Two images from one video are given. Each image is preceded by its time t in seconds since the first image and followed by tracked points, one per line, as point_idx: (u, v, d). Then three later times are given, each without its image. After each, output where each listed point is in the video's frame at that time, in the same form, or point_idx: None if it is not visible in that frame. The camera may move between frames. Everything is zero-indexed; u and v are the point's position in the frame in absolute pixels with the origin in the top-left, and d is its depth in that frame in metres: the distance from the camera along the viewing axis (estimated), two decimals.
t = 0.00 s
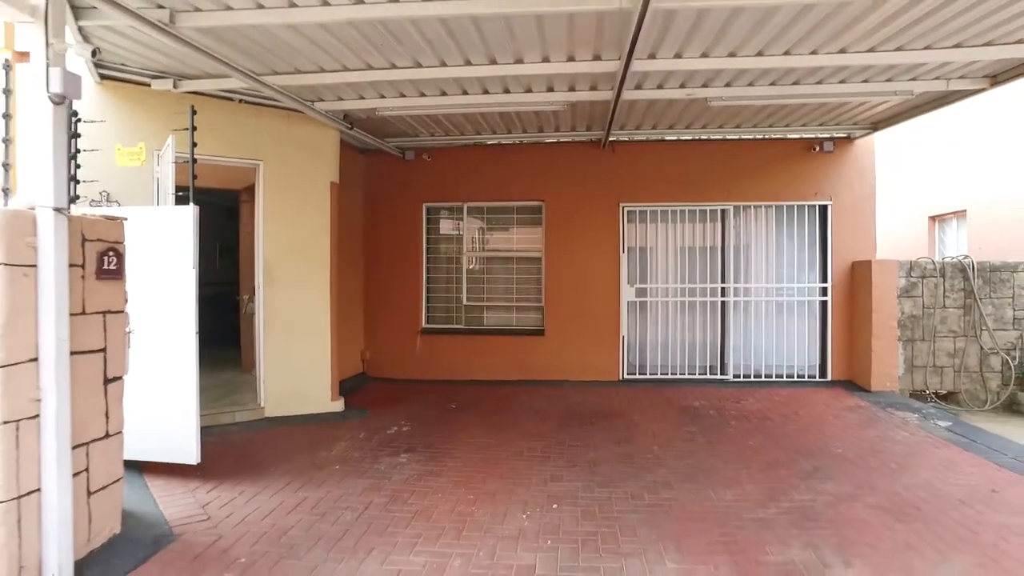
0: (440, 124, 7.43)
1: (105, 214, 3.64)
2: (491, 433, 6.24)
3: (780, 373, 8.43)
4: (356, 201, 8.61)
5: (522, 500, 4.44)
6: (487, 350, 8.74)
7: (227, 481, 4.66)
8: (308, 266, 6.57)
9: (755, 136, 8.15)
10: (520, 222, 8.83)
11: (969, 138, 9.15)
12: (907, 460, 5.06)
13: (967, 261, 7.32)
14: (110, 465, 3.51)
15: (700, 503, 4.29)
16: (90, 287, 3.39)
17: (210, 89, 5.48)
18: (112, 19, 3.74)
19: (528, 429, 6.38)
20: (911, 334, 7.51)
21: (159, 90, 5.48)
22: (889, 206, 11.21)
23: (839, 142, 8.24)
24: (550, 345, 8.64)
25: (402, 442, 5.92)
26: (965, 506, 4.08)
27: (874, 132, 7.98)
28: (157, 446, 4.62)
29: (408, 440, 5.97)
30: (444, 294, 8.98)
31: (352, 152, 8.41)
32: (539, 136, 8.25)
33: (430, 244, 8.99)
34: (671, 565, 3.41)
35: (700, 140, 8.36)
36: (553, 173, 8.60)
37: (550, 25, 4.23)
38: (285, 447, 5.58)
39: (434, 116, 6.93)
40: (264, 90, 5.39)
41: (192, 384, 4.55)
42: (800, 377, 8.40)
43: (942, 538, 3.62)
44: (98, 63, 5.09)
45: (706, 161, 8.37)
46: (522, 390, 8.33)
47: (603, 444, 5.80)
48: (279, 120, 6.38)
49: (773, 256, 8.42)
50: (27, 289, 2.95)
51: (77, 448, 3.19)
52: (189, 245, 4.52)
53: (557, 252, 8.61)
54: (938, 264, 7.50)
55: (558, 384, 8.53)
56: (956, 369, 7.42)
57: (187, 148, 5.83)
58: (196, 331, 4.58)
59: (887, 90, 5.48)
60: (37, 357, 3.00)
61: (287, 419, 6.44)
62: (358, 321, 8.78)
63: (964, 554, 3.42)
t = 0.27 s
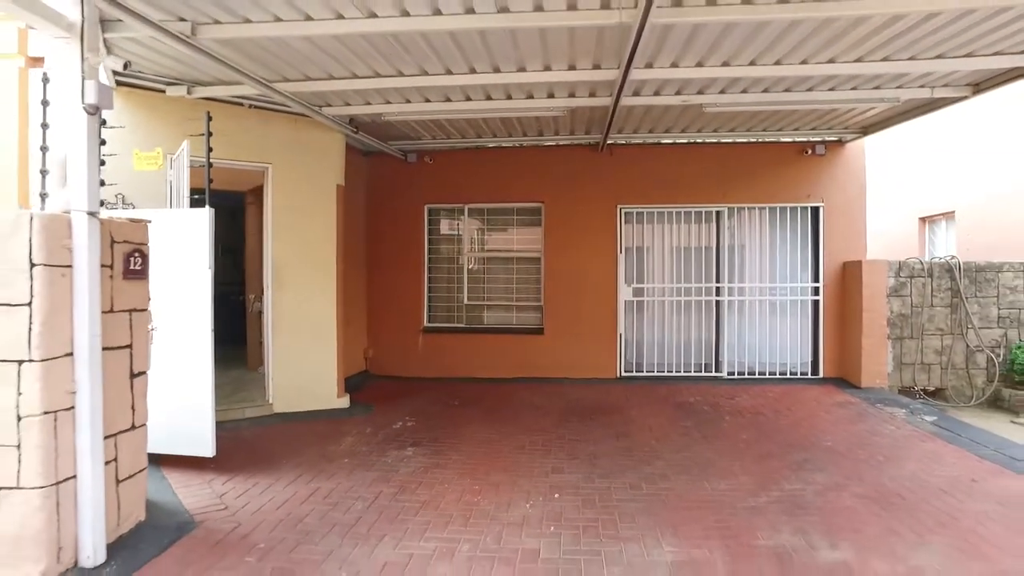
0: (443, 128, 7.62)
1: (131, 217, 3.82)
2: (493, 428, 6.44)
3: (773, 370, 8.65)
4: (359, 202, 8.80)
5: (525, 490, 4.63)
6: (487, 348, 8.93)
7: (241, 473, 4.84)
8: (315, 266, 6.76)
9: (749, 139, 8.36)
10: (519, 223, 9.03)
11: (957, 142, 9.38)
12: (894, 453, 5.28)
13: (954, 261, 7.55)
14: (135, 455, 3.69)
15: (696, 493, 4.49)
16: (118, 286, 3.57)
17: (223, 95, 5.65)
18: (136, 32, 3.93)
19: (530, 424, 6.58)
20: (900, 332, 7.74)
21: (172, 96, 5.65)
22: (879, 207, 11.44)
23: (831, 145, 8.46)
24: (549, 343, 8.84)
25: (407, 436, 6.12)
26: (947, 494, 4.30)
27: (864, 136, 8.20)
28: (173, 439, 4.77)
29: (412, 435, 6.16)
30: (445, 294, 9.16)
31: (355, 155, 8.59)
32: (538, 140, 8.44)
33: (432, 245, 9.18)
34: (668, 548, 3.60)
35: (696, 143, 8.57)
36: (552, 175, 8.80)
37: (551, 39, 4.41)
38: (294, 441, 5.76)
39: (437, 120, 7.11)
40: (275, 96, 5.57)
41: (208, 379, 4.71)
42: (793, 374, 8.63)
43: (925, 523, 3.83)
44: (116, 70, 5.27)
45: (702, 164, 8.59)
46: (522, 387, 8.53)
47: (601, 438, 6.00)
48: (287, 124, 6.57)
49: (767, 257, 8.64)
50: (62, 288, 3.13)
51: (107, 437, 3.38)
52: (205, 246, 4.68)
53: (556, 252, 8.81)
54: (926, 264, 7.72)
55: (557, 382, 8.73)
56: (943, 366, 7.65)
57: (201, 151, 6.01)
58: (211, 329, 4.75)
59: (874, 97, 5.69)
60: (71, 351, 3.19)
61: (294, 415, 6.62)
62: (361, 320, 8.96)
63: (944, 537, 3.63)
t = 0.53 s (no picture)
0: (443, 132, 7.82)
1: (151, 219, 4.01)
2: (493, 423, 6.65)
3: (765, 368, 8.88)
4: (361, 204, 9.00)
5: (526, 480, 4.84)
6: (487, 347, 9.14)
7: (252, 464, 5.05)
8: (320, 266, 6.96)
9: (741, 142, 8.59)
10: (517, 224, 9.25)
11: (943, 144, 9.62)
12: (878, 445, 5.51)
13: (939, 261, 7.79)
14: (156, 446, 3.89)
15: (688, 482, 4.71)
16: (141, 285, 3.77)
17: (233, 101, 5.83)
18: (156, 44, 4.14)
19: (529, 419, 6.80)
20: (888, 330, 7.98)
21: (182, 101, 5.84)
22: (869, 208, 11.68)
23: (821, 149, 8.70)
24: (547, 341, 9.05)
25: (410, 431, 6.32)
26: (926, 482, 4.53)
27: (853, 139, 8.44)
28: (187, 433, 4.96)
29: (415, 430, 6.37)
30: (445, 293, 9.37)
31: (357, 157, 8.79)
32: (536, 143, 8.65)
33: (432, 245, 9.38)
34: (661, 531, 3.82)
35: (690, 146, 8.79)
36: (549, 178, 9.02)
37: (550, 51, 4.62)
38: (302, 435, 5.97)
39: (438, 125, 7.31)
40: (284, 102, 5.75)
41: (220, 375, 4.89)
42: (784, 371, 8.86)
43: (903, 509, 4.06)
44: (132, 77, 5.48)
45: (696, 167, 8.81)
46: (520, 384, 8.74)
47: (598, 432, 6.22)
48: (293, 128, 6.76)
49: (759, 257, 8.87)
50: (91, 287, 3.33)
51: (133, 428, 3.58)
52: (217, 246, 4.85)
53: (553, 252, 9.03)
54: (912, 264, 7.96)
55: (554, 379, 8.95)
56: (929, 363, 7.88)
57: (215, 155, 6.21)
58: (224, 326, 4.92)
59: (860, 104, 5.92)
60: (100, 347, 3.39)
61: (300, 410, 6.82)
62: (364, 319, 9.16)
63: (921, 521, 3.85)
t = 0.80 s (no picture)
0: (445, 136, 8.03)
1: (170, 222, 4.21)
2: (493, 418, 6.87)
3: (758, 366, 9.11)
4: (364, 205, 9.21)
5: (526, 472, 5.06)
6: (487, 345, 9.35)
7: (263, 457, 5.26)
8: (325, 267, 7.16)
9: (735, 146, 8.81)
10: (516, 225, 9.46)
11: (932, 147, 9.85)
12: (864, 438, 5.74)
13: (927, 262, 8.02)
14: (175, 437, 4.10)
15: (681, 473, 4.93)
16: (162, 285, 3.97)
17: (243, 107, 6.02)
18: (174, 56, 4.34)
19: (528, 415, 7.02)
20: (877, 329, 8.21)
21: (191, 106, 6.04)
22: (861, 209, 11.91)
23: (813, 152, 8.92)
24: (546, 339, 9.27)
25: (413, 426, 6.54)
26: (907, 473, 4.75)
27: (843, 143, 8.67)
28: (201, 427, 5.13)
29: (418, 425, 6.58)
30: (446, 293, 9.58)
31: (360, 160, 9.00)
32: (535, 146, 8.86)
33: (433, 246, 9.59)
34: (655, 518, 4.03)
35: (685, 150, 9.01)
36: (547, 180, 9.24)
37: (550, 62, 4.82)
38: (309, 430, 6.18)
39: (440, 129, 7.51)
40: (292, 108, 5.94)
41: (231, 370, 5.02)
42: (777, 369, 9.09)
43: (884, 497, 4.28)
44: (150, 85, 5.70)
45: (690, 169, 9.03)
46: (520, 381, 8.96)
47: (595, 427, 6.44)
48: (299, 133, 6.96)
49: (752, 257, 9.10)
50: (117, 287, 3.54)
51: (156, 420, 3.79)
52: (228, 246, 5.01)
53: (552, 253, 9.24)
54: (901, 264, 8.20)
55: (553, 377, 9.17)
56: (917, 360, 8.11)
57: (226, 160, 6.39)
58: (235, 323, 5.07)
59: (848, 110, 6.13)
60: (125, 343, 3.60)
61: (306, 406, 7.03)
62: (366, 318, 9.37)
63: (900, 507, 4.08)
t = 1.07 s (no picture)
0: (447, 140, 8.24)
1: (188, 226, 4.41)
2: (495, 415, 7.08)
3: (752, 365, 9.33)
4: (368, 208, 9.42)
5: (527, 465, 5.27)
6: (488, 345, 9.56)
7: (274, 451, 5.47)
8: (331, 268, 7.37)
9: (731, 150, 9.02)
10: (517, 227, 9.67)
11: (923, 151, 10.07)
12: (853, 434, 5.95)
13: (917, 263, 8.24)
14: (194, 431, 4.30)
15: (676, 466, 5.14)
16: (182, 286, 4.17)
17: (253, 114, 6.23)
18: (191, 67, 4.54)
19: (529, 412, 7.23)
20: (868, 328, 8.42)
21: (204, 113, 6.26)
22: (854, 211, 12.12)
23: (806, 156, 9.14)
24: (546, 339, 9.48)
25: (418, 423, 6.74)
26: (892, 466, 4.96)
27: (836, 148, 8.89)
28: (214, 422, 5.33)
29: (422, 421, 6.79)
30: (448, 293, 9.79)
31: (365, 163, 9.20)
32: (535, 150, 9.07)
33: (435, 247, 9.80)
34: (650, 507, 4.25)
35: (682, 153, 9.22)
36: (547, 183, 9.45)
37: (550, 73, 5.02)
38: (317, 426, 6.39)
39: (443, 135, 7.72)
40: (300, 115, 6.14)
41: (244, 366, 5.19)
42: (771, 367, 9.31)
43: (868, 488, 4.50)
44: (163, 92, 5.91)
45: (687, 172, 9.25)
46: (520, 379, 9.17)
47: (594, 423, 6.65)
48: (306, 138, 7.17)
49: (747, 258, 9.31)
50: (141, 288, 3.74)
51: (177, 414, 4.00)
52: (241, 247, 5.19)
53: (552, 254, 9.45)
54: (892, 266, 8.41)
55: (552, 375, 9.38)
56: (908, 359, 8.33)
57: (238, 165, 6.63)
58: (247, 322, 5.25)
59: (837, 117, 6.34)
60: (149, 342, 3.81)
61: (313, 403, 7.24)
62: (370, 318, 9.58)
63: (883, 498, 4.29)
